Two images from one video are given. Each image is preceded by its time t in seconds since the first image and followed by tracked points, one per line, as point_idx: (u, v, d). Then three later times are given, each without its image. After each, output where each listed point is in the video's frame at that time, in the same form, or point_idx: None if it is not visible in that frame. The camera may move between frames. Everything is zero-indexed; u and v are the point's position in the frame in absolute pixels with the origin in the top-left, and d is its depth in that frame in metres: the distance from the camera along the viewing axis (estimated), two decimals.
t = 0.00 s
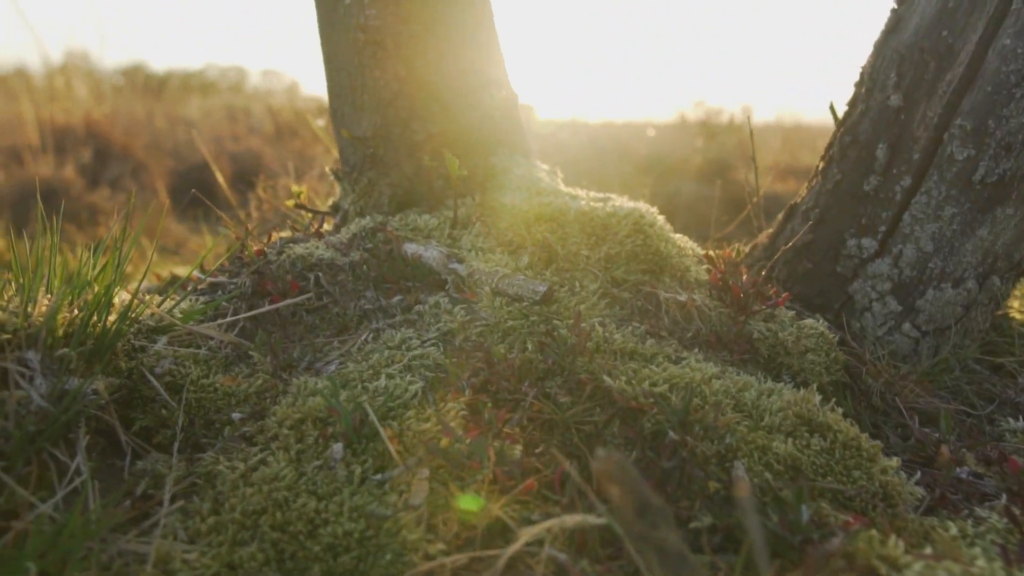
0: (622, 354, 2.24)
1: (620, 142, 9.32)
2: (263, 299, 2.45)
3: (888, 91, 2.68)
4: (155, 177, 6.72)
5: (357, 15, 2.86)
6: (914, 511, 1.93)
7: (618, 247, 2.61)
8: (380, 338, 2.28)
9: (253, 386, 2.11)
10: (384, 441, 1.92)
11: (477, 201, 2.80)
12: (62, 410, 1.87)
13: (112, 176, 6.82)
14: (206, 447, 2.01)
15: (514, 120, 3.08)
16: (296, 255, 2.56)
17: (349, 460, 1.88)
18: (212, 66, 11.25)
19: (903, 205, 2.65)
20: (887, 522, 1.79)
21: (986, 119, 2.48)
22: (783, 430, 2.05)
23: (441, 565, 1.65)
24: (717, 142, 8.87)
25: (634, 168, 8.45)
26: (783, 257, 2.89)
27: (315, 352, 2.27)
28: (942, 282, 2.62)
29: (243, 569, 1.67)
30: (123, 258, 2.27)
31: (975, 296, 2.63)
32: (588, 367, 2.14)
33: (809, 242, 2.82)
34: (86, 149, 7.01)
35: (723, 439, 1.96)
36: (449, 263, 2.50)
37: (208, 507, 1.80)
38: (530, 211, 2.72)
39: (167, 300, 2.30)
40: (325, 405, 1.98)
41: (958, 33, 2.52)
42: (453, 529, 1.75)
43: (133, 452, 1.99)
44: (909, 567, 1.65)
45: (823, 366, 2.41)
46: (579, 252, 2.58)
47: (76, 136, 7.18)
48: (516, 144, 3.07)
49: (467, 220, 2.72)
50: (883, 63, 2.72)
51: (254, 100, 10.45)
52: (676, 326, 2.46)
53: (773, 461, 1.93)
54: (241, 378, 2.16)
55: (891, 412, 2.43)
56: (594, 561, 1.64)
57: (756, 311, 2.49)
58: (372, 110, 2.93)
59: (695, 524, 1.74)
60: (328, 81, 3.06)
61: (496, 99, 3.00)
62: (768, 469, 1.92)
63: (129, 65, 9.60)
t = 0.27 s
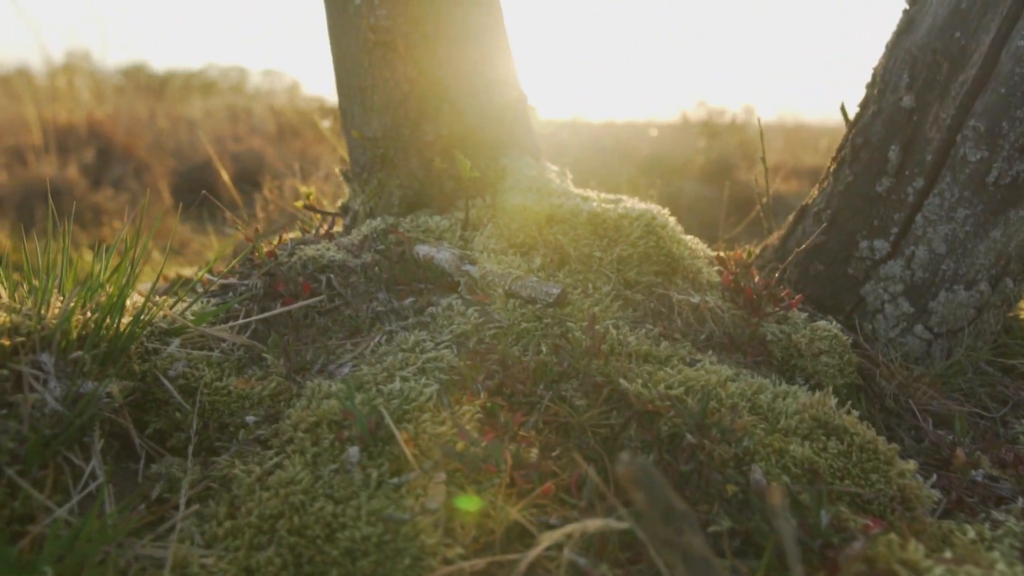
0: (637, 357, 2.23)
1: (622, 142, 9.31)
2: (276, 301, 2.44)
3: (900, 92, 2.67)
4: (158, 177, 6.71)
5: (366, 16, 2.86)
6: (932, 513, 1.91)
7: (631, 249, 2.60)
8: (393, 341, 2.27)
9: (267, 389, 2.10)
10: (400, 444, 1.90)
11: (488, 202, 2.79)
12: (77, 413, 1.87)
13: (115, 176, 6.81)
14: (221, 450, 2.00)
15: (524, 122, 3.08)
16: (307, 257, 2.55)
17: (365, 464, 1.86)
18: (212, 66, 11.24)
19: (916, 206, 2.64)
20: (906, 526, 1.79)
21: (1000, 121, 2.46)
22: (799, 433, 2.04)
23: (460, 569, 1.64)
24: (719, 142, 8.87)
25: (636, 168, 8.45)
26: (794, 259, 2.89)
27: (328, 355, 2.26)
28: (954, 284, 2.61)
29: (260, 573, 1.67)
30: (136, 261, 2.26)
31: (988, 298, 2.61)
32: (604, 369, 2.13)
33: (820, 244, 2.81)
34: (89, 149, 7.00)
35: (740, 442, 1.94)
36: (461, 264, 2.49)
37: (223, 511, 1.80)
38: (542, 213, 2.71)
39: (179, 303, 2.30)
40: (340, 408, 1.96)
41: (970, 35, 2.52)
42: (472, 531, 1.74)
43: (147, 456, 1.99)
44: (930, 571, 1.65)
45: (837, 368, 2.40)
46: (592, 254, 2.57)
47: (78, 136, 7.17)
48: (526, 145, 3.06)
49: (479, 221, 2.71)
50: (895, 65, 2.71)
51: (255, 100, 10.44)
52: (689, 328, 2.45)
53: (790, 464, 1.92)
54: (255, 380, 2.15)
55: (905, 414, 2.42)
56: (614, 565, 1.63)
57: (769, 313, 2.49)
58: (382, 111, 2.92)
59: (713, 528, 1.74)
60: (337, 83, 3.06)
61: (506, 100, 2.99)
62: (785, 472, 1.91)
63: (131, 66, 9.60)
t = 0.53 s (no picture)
0: (651, 361, 2.22)
1: (624, 143, 9.31)
2: (287, 305, 2.43)
3: (912, 95, 2.66)
4: (160, 177, 6.69)
5: (377, 18, 2.85)
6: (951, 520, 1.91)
7: (643, 252, 2.59)
8: (407, 345, 2.27)
9: (281, 393, 2.09)
10: (416, 450, 1.90)
11: (499, 205, 2.78)
12: (91, 418, 1.86)
13: (118, 177, 6.79)
14: (236, 455, 1.99)
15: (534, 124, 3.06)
16: (318, 260, 2.53)
17: (382, 470, 1.86)
18: (212, 66, 11.22)
19: (928, 210, 2.63)
20: (926, 532, 1.78)
21: (1013, 124, 2.46)
22: (815, 437, 2.03)
23: None
24: (721, 143, 8.87)
25: (638, 168, 8.44)
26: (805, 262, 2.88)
27: (341, 359, 2.25)
28: (967, 287, 2.60)
29: None
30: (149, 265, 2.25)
31: (1001, 301, 2.59)
32: (619, 373, 2.12)
33: (832, 247, 2.80)
34: (91, 150, 6.98)
35: (757, 447, 1.94)
36: (474, 267, 2.47)
37: (240, 517, 1.78)
38: (553, 215, 2.70)
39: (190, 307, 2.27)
40: (356, 414, 1.96)
41: (984, 37, 2.51)
42: (491, 538, 1.73)
43: (161, 461, 1.97)
44: None
45: (850, 372, 2.39)
46: (604, 257, 2.56)
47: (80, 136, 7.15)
48: (536, 147, 3.04)
49: (490, 225, 2.70)
50: (907, 67, 2.70)
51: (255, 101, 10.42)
52: (703, 332, 2.43)
53: (808, 470, 1.91)
54: (268, 385, 2.14)
55: (919, 418, 2.41)
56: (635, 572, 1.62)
57: (781, 317, 2.49)
58: (391, 113, 2.91)
59: (733, 534, 1.73)
60: (346, 85, 3.05)
61: (516, 102, 2.99)
62: (803, 478, 1.90)
63: (132, 67, 9.59)
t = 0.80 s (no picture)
0: (669, 365, 2.21)
1: (626, 143, 9.30)
2: (301, 308, 2.43)
3: (928, 97, 2.65)
4: (164, 178, 6.67)
5: (388, 20, 2.83)
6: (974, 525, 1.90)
7: (658, 255, 2.58)
8: (423, 349, 2.25)
9: (297, 398, 2.07)
10: (435, 455, 1.88)
11: (511, 208, 2.77)
12: (109, 424, 1.85)
13: (121, 177, 6.77)
14: (254, 460, 1.97)
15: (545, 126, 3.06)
16: (331, 263, 2.51)
17: (402, 476, 1.84)
18: (213, 66, 11.19)
19: (943, 212, 2.62)
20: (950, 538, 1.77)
21: None
22: (835, 442, 2.02)
23: None
24: (724, 143, 8.86)
25: (641, 169, 8.43)
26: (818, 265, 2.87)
27: (357, 363, 2.24)
28: (983, 290, 2.59)
29: None
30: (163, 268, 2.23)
31: (1017, 304, 2.56)
32: (637, 378, 2.11)
33: (846, 250, 2.79)
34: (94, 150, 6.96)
35: (778, 452, 1.93)
36: (489, 271, 2.45)
37: (259, 523, 1.77)
38: (567, 218, 2.69)
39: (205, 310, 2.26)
40: (374, 418, 1.95)
41: (1000, 40, 2.50)
42: (513, 544, 1.72)
43: (179, 467, 1.96)
44: None
45: (867, 376, 2.38)
46: (619, 260, 2.55)
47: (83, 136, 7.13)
48: (548, 150, 3.03)
49: (503, 227, 2.69)
50: (921, 69, 2.69)
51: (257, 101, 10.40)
52: (718, 336, 2.43)
53: (830, 475, 1.90)
54: (284, 390, 2.13)
55: (935, 422, 2.40)
56: None
57: (796, 320, 2.48)
58: (403, 115, 2.90)
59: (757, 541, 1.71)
60: (357, 87, 3.03)
61: (528, 105, 2.97)
62: (825, 483, 1.89)
63: (134, 67, 9.57)
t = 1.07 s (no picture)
0: (687, 367, 2.20)
1: (629, 143, 9.29)
2: (316, 310, 2.42)
3: (943, 97, 2.64)
4: (167, 178, 6.66)
5: (401, 20, 2.82)
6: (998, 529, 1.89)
7: (673, 257, 2.57)
8: (439, 351, 2.24)
9: (314, 400, 2.06)
10: (455, 458, 1.86)
11: (525, 208, 2.75)
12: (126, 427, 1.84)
13: (125, 177, 6.76)
14: (272, 463, 1.96)
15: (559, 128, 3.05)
16: (345, 264, 2.50)
17: (422, 480, 1.83)
18: (215, 66, 11.18)
19: (959, 213, 2.61)
20: (975, 542, 1.75)
21: None
22: (856, 445, 2.01)
23: None
24: (727, 143, 8.85)
25: (644, 169, 8.42)
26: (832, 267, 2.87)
27: (373, 364, 2.22)
28: (999, 292, 2.55)
29: None
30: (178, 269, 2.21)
31: None
32: (656, 380, 2.09)
33: (861, 251, 2.78)
34: (97, 150, 6.95)
35: (800, 455, 1.92)
36: (505, 273, 2.46)
37: (279, 527, 1.76)
38: (582, 219, 2.68)
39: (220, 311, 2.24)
40: (393, 421, 1.94)
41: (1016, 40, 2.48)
42: (536, 549, 1.71)
43: (197, 470, 1.94)
44: None
45: (885, 378, 2.37)
46: (634, 261, 2.54)
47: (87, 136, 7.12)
48: (561, 150, 3.02)
49: (517, 228, 2.68)
50: (937, 70, 2.68)
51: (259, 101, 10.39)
52: (735, 338, 2.41)
53: (852, 478, 1.90)
54: (301, 392, 2.11)
55: (952, 424, 2.37)
56: None
57: (813, 322, 2.47)
58: (416, 115, 2.89)
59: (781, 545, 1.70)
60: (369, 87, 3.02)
61: (541, 105, 2.96)
62: (847, 486, 1.88)
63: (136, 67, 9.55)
